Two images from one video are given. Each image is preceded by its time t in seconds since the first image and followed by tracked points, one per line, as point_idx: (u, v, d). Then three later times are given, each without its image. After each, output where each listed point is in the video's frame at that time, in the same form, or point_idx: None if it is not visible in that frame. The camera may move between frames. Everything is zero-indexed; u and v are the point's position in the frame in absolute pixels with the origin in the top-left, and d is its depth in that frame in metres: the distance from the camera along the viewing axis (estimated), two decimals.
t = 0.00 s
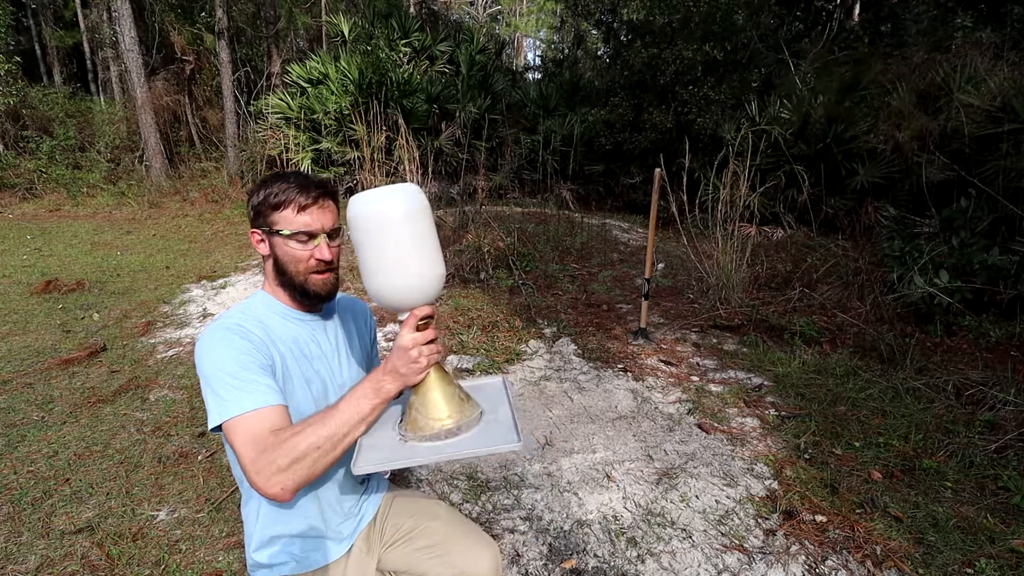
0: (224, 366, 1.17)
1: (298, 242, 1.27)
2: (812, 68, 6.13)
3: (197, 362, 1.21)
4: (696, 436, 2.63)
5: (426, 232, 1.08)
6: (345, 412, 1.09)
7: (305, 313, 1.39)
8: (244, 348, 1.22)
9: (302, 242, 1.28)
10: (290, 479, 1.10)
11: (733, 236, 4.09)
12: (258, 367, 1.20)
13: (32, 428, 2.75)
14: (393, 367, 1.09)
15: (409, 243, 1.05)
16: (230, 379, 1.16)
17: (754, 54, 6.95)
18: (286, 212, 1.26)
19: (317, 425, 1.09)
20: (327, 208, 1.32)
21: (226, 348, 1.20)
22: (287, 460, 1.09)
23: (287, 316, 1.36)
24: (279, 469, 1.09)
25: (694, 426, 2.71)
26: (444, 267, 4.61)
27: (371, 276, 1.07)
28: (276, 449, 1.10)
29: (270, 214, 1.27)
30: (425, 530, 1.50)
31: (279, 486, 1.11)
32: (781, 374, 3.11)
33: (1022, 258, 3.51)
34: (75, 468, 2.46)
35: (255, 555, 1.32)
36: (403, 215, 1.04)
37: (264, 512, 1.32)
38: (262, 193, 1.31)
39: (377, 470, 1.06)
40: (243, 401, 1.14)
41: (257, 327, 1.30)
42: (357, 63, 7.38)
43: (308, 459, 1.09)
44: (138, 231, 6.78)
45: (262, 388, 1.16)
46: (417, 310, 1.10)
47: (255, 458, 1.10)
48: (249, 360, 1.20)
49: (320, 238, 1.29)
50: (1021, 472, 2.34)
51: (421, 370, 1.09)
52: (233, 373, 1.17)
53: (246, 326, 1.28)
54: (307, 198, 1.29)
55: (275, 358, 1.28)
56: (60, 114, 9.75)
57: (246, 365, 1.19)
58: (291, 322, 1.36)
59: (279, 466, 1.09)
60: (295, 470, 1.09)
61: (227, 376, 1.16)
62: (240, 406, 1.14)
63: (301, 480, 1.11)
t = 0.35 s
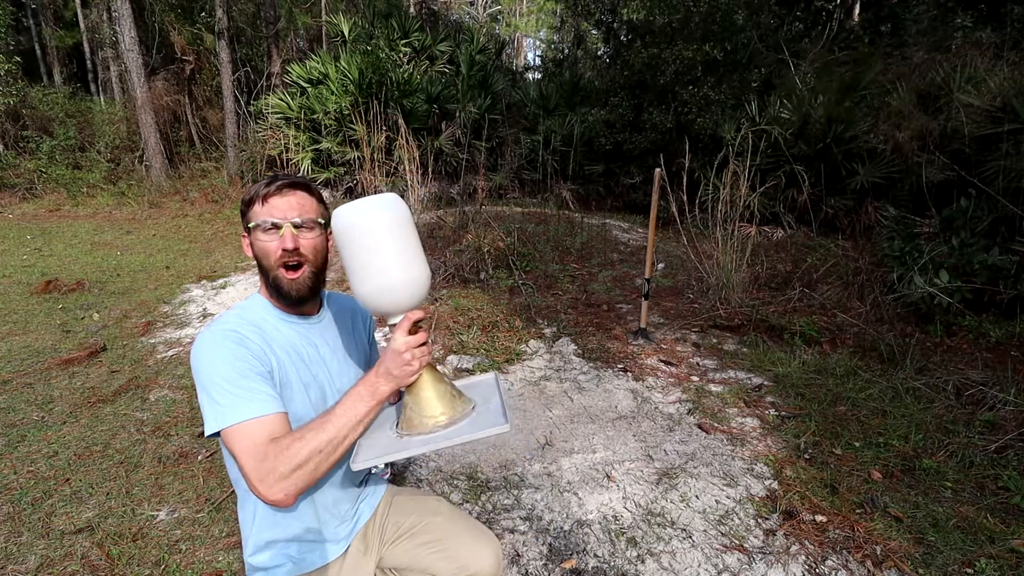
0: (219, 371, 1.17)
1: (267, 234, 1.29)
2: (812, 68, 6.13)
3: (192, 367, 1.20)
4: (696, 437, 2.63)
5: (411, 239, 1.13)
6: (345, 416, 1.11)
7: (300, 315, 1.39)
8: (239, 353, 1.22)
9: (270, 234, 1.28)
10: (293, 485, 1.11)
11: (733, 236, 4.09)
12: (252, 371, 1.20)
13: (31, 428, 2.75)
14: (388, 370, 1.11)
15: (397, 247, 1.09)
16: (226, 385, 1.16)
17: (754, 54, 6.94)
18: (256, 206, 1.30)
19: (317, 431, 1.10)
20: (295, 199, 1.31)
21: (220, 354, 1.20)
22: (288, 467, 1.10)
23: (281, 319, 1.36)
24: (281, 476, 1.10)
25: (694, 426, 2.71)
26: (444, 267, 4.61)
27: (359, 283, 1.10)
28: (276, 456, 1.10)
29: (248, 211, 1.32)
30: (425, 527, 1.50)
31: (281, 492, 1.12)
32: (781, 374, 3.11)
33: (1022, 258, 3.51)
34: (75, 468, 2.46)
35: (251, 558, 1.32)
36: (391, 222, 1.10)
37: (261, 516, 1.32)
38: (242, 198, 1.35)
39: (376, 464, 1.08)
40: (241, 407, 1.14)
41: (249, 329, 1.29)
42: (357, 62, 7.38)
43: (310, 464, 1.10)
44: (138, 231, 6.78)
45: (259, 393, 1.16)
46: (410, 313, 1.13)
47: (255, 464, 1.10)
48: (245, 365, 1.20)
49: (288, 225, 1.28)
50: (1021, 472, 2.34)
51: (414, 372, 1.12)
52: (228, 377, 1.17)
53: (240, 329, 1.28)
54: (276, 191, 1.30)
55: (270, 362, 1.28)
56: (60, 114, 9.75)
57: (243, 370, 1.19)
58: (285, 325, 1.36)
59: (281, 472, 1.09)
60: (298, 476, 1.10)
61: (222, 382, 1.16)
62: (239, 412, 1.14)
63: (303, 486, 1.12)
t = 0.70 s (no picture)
0: (222, 380, 1.17)
1: (266, 236, 1.29)
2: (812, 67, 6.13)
3: (193, 376, 1.20)
4: (696, 436, 2.63)
5: (440, 261, 1.15)
6: (356, 426, 1.13)
7: (301, 318, 1.39)
8: (242, 361, 1.22)
9: (269, 236, 1.28)
10: (303, 493, 1.13)
11: (733, 236, 4.09)
12: (256, 379, 1.20)
13: (32, 428, 2.75)
14: (401, 384, 1.13)
15: (423, 273, 1.12)
16: (231, 395, 1.16)
17: (754, 54, 6.89)
18: (254, 208, 1.29)
19: (328, 441, 1.12)
20: (294, 200, 1.31)
21: (223, 362, 1.20)
22: (300, 476, 1.11)
23: (282, 323, 1.36)
24: (292, 486, 1.11)
25: (694, 426, 2.71)
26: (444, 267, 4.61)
27: (384, 297, 1.15)
28: (286, 466, 1.11)
29: (246, 214, 1.32)
30: (424, 528, 1.50)
31: (291, 501, 1.13)
32: (781, 374, 3.11)
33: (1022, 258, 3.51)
34: (75, 468, 2.46)
35: (252, 558, 1.32)
36: (420, 246, 1.12)
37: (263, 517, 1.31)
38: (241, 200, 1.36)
39: (382, 477, 1.09)
40: (247, 417, 1.15)
41: (250, 334, 1.29)
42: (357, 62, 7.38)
43: (320, 474, 1.12)
44: (138, 231, 6.78)
45: (265, 403, 1.17)
46: (429, 330, 1.17)
47: (265, 474, 1.12)
48: (248, 373, 1.20)
49: (287, 227, 1.29)
50: (1021, 472, 2.34)
51: (427, 388, 1.15)
52: (232, 386, 1.17)
53: (241, 334, 1.27)
54: (274, 192, 1.30)
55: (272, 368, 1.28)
56: (60, 114, 9.76)
57: (247, 379, 1.19)
58: (288, 330, 1.36)
59: (292, 482, 1.11)
60: (308, 485, 1.12)
61: (225, 392, 1.16)
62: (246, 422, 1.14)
63: (312, 493, 1.14)
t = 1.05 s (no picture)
0: (227, 383, 1.17)
1: (271, 237, 1.28)
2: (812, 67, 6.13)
3: (196, 378, 1.20)
4: (696, 437, 2.63)
5: (440, 258, 1.15)
6: (360, 427, 1.13)
7: (303, 319, 1.39)
8: (246, 362, 1.21)
9: (274, 237, 1.28)
10: (307, 495, 1.13)
11: (733, 236, 4.08)
12: (260, 381, 1.20)
13: (32, 428, 2.75)
14: (404, 385, 1.14)
15: (421, 271, 1.12)
16: (236, 397, 1.16)
17: (754, 54, 6.86)
18: (258, 209, 1.29)
19: (333, 443, 1.12)
20: (299, 201, 1.31)
21: (226, 364, 1.19)
22: (305, 479, 1.12)
23: (286, 324, 1.36)
24: (297, 488, 1.11)
25: (694, 426, 2.71)
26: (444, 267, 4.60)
27: (383, 296, 1.15)
28: (292, 468, 1.12)
29: (249, 215, 1.32)
30: (424, 529, 1.50)
31: (296, 502, 1.14)
32: (781, 374, 3.11)
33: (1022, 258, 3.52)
34: (75, 468, 2.46)
35: (253, 558, 1.32)
36: (420, 246, 1.11)
37: (265, 518, 1.31)
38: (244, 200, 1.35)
39: (388, 478, 1.09)
40: (252, 419, 1.15)
41: (254, 335, 1.29)
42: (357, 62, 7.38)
43: (325, 475, 1.13)
44: (137, 231, 6.78)
45: (270, 405, 1.17)
46: (433, 330, 1.18)
47: (270, 477, 1.12)
48: (252, 374, 1.20)
49: (293, 228, 1.29)
50: (1021, 472, 2.34)
51: (431, 387, 1.16)
52: (237, 388, 1.16)
53: (244, 335, 1.27)
54: (279, 193, 1.30)
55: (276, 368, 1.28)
56: (60, 114, 9.76)
57: (251, 381, 1.19)
58: (291, 330, 1.36)
59: (298, 484, 1.11)
60: (313, 487, 1.13)
61: (229, 393, 1.16)
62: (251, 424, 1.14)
63: (317, 495, 1.14)
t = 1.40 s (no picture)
0: (226, 386, 1.17)
1: (269, 238, 1.28)
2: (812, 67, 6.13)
3: (195, 381, 1.20)
4: (696, 437, 2.63)
5: (440, 264, 1.13)
6: (359, 435, 1.13)
7: (302, 322, 1.38)
8: (245, 366, 1.21)
9: (272, 238, 1.28)
10: (305, 501, 1.13)
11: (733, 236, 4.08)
12: (260, 385, 1.20)
13: (32, 428, 2.75)
14: (404, 393, 1.14)
15: (420, 277, 1.10)
16: (235, 402, 1.16)
17: (754, 54, 6.86)
18: (256, 210, 1.29)
19: (331, 449, 1.13)
20: (297, 203, 1.31)
21: (225, 368, 1.19)
22: (302, 485, 1.12)
23: (285, 327, 1.35)
24: (295, 494, 1.12)
25: (694, 426, 2.71)
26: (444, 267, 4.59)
27: (384, 303, 1.14)
28: (289, 474, 1.12)
29: (248, 216, 1.31)
30: (424, 530, 1.50)
31: (294, 507, 1.14)
32: (781, 374, 3.11)
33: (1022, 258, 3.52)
34: (75, 468, 2.46)
35: (251, 560, 1.32)
36: (420, 250, 1.09)
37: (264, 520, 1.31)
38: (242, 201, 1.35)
39: (384, 488, 1.09)
40: (251, 423, 1.15)
41: (253, 338, 1.28)
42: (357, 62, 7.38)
43: (323, 482, 1.13)
44: (137, 231, 6.78)
45: (268, 410, 1.17)
46: (433, 339, 1.17)
47: (268, 481, 1.12)
48: (251, 377, 1.20)
49: (292, 229, 1.28)
50: (1021, 472, 2.34)
51: (431, 395, 1.16)
52: (236, 392, 1.16)
53: (243, 338, 1.27)
54: (277, 194, 1.30)
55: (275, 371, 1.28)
56: (60, 114, 9.76)
57: (250, 384, 1.19)
58: (290, 333, 1.36)
59: (295, 490, 1.12)
60: (310, 493, 1.13)
61: (228, 397, 1.16)
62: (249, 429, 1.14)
63: (314, 501, 1.15)
